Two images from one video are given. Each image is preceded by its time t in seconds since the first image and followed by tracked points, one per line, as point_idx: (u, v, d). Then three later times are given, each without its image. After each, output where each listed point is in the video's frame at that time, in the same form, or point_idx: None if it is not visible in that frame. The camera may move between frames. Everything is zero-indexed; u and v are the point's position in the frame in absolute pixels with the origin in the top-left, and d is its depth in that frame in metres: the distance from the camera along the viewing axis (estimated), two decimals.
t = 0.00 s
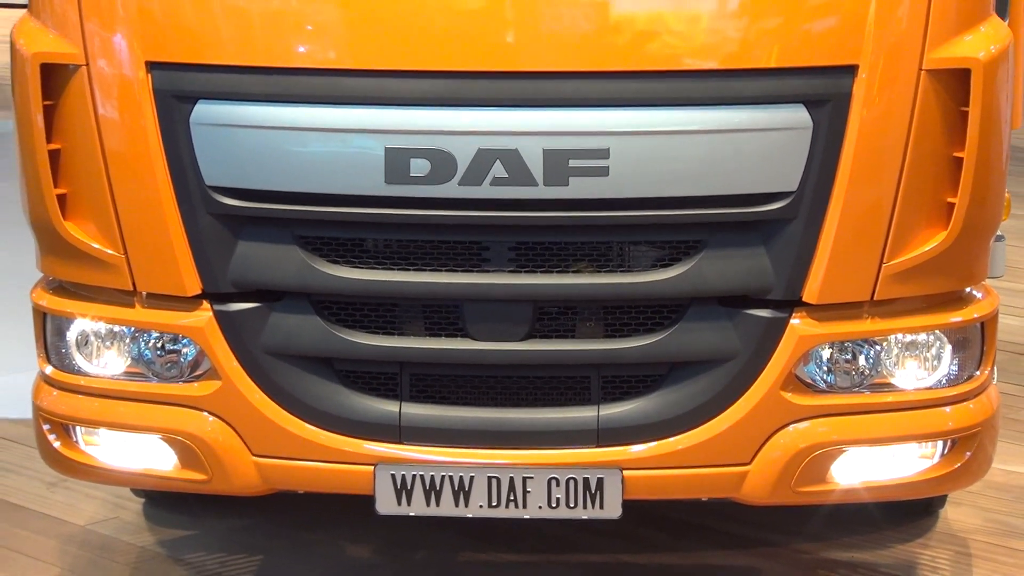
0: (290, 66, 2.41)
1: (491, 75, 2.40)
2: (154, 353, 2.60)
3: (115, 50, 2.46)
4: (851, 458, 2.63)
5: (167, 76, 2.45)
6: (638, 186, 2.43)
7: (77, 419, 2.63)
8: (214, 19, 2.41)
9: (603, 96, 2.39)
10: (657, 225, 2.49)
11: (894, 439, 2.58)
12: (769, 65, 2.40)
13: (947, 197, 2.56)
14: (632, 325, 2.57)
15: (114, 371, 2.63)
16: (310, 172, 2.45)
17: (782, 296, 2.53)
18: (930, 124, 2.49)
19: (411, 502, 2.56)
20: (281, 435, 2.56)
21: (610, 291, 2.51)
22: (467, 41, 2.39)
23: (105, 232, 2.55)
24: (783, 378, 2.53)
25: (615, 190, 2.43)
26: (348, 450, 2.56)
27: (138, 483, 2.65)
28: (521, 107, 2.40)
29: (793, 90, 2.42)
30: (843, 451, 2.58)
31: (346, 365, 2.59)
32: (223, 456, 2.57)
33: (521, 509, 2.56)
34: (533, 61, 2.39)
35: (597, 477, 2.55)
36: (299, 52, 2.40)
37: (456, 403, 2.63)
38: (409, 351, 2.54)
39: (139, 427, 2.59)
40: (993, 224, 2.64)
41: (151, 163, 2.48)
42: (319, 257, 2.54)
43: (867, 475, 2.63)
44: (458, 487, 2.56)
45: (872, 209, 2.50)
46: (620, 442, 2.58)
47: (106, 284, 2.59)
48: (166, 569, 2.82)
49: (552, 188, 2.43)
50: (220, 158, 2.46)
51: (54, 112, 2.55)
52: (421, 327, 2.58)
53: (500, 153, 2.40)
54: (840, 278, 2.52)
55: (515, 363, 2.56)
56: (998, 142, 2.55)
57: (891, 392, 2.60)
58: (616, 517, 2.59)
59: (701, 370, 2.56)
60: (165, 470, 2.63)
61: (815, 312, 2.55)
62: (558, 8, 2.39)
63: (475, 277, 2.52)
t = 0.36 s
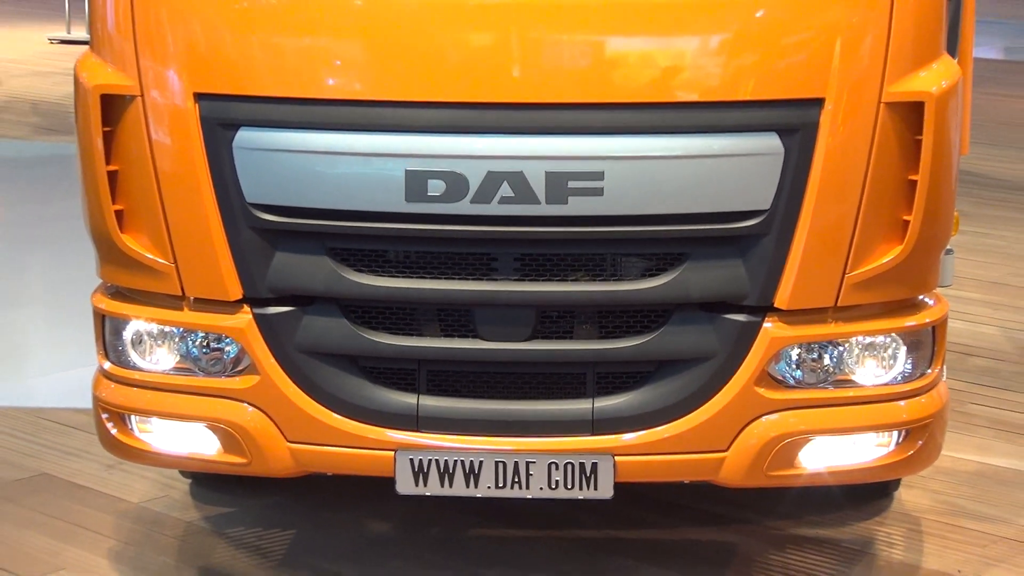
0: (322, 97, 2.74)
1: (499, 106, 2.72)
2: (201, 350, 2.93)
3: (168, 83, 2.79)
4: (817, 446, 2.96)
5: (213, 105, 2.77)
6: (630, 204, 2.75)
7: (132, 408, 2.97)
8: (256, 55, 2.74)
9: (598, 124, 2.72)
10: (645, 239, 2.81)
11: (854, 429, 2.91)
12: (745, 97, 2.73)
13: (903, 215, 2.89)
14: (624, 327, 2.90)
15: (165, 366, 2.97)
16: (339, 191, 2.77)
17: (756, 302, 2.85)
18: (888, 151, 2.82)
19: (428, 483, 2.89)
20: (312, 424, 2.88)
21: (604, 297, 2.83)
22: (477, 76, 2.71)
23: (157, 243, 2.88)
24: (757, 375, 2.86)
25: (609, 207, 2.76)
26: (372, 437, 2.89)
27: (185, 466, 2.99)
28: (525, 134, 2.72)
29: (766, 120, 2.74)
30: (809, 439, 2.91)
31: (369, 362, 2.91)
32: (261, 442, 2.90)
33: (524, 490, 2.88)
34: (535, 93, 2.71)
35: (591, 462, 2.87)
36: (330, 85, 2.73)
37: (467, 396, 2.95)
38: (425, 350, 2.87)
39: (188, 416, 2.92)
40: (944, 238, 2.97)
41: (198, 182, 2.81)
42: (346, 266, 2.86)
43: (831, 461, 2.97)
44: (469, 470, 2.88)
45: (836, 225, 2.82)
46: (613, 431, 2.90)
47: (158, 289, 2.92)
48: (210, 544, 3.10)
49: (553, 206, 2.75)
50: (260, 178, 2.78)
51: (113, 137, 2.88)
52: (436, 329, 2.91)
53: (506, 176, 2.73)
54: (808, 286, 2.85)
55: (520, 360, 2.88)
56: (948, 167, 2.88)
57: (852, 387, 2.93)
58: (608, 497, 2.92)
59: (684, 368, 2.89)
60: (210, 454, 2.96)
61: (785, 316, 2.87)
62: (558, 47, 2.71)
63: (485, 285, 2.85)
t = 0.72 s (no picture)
0: (347, 139, 3.10)
1: (504, 145, 3.08)
2: (239, 363, 3.30)
3: (210, 125, 3.15)
4: (786, 448, 3.33)
5: (250, 145, 3.13)
6: (619, 232, 3.11)
7: (179, 414, 3.33)
8: (289, 101, 3.10)
9: (591, 162, 3.08)
10: (633, 263, 3.17)
11: (819, 433, 3.28)
12: (721, 138, 3.09)
13: (861, 243, 3.25)
14: (615, 342, 3.26)
15: (208, 377, 3.34)
16: (362, 222, 3.13)
17: (732, 320, 3.21)
18: (848, 186, 3.19)
19: (440, 481, 3.25)
20: (338, 428, 3.24)
21: (596, 316, 3.19)
22: (484, 120, 3.07)
23: (201, 268, 3.24)
24: (732, 385, 3.22)
25: (601, 235, 3.12)
26: (391, 440, 3.25)
27: (225, 467, 3.35)
28: (526, 172, 3.08)
29: (740, 158, 3.11)
30: (779, 442, 3.28)
31: (388, 372, 3.28)
32: (293, 445, 3.26)
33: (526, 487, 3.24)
34: (536, 135, 3.07)
35: (585, 462, 3.23)
36: (354, 127, 3.09)
37: (475, 403, 3.32)
38: (438, 362, 3.24)
39: (228, 422, 3.29)
40: (898, 264, 3.34)
41: (237, 214, 3.17)
42: (368, 288, 3.22)
43: (798, 461, 3.33)
44: (477, 470, 3.24)
45: (802, 252, 3.19)
46: (605, 435, 3.27)
47: (200, 309, 3.29)
48: (246, 535, 3.44)
49: (551, 235, 3.11)
50: (292, 210, 3.14)
51: (162, 174, 3.25)
52: (448, 344, 3.27)
53: (510, 210, 3.09)
54: (778, 306, 3.21)
55: (522, 372, 3.25)
56: (902, 200, 3.25)
57: (817, 396, 3.30)
58: (600, 493, 3.28)
59: (669, 378, 3.25)
60: (247, 456, 3.33)
61: (757, 332, 3.24)
62: (556, 94, 3.08)
63: (491, 305, 3.21)
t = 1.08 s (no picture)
0: (369, 178, 3.52)
1: (507, 183, 3.50)
2: (273, 375, 3.73)
3: (248, 166, 3.58)
4: (758, 451, 3.75)
5: (284, 183, 3.56)
6: (609, 260, 3.53)
7: (220, 421, 3.78)
8: (319, 145, 3.53)
9: (583, 198, 3.50)
10: (621, 287, 3.58)
11: (787, 437, 3.70)
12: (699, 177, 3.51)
13: (822, 269, 3.68)
14: (606, 357, 3.68)
15: (246, 388, 3.78)
16: (382, 251, 3.54)
17: (710, 336, 3.62)
18: (811, 219, 3.61)
19: (451, 480, 3.67)
20: (361, 433, 3.67)
21: (589, 334, 3.61)
22: (489, 161, 3.50)
23: (239, 292, 3.67)
24: (709, 394, 3.64)
25: (593, 263, 3.53)
26: (407, 444, 3.67)
27: (261, 467, 3.79)
28: (526, 208, 3.50)
29: (715, 195, 3.53)
30: (750, 445, 3.70)
31: (404, 384, 3.70)
32: (321, 449, 3.69)
33: (527, 486, 3.67)
34: (535, 175, 3.49)
35: (579, 463, 3.64)
36: (374, 167, 3.51)
37: (481, 411, 3.74)
38: (448, 375, 3.66)
39: (264, 428, 3.72)
40: (855, 287, 3.77)
41: (271, 244, 3.59)
42: (387, 309, 3.64)
43: (769, 462, 3.76)
44: (483, 470, 3.67)
45: (771, 277, 3.61)
46: (597, 439, 3.68)
47: (239, 329, 3.72)
48: (278, 528, 3.86)
49: (548, 262, 3.53)
50: (321, 240, 3.56)
51: (205, 209, 3.69)
52: (458, 358, 3.69)
53: (512, 241, 3.52)
54: (750, 325, 3.62)
55: (524, 383, 3.66)
56: (859, 231, 3.68)
57: (784, 404, 3.72)
58: (592, 491, 3.70)
59: (654, 388, 3.67)
60: (280, 458, 3.76)
61: (731, 348, 3.66)
62: (553, 138, 3.50)
63: (495, 324, 3.63)
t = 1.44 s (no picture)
0: (385, 203, 3.97)
1: (507, 208, 3.95)
2: (300, 377, 4.19)
3: (277, 192, 4.04)
4: (730, 446, 4.21)
5: (310, 207, 4.01)
6: (598, 276, 3.97)
7: (252, 418, 4.25)
8: (341, 173, 3.98)
9: (575, 221, 3.95)
10: (608, 300, 4.02)
11: (756, 434, 4.16)
12: (678, 203, 3.96)
13: (788, 284, 4.14)
14: (595, 362, 4.13)
15: (275, 389, 4.25)
16: (397, 268, 3.99)
17: (688, 344, 4.07)
18: (777, 240, 4.07)
19: (457, 471, 4.12)
20: (377, 429, 4.13)
21: (578, 342, 4.07)
22: (492, 188, 3.95)
23: (270, 303, 4.14)
24: (687, 395, 4.10)
25: (584, 278, 3.98)
26: (418, 439, 4.13)
27: (289, 460, 4.26)
28: (525, 229, 3.96)
29: (692, 219, 3.98)
30: (723, 441, 4.16)
31: (416, 386, 4.15)
32: (342, 443, 4.15)
33: (524, 476, 4.12)
34: (533, 201, 3.94)
35: (571, 456, 4.10)
36: (390, 193, 3.96)
37: (483, 409, 4.19)
38: (454, 378, 4.11)
39: (291, 425, 4.19)
40: (816, 301, 4.24)
41: (298, 261, 4.05)
42: (400, 319, 4.09)
43: (739, 456, 4.22)
44: (485, 463, 4.12)
45: (742, 292, 4.06)
46: (587, 435, 4.14)
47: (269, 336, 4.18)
48: (301, 514, 4.31)
49: (544, 278, 3.98)
50: (342, 258, 4.01)
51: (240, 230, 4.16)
52: (463, 363, 4.14)
53: (512, 259, 3.97)
54: (724, 334, 4.08)
55: (522, 385, 4.12)
56: (820, 251, 4.14)
57: (754, 405, 4.18)
58: (582, 481, 4.16)
59: (638, 390, 4.13)
60: (305, 452, 4.23)
61: (706, 354, 4.11)
62: (549, 168, 3.95)
63: (496, 333, 4.08)
